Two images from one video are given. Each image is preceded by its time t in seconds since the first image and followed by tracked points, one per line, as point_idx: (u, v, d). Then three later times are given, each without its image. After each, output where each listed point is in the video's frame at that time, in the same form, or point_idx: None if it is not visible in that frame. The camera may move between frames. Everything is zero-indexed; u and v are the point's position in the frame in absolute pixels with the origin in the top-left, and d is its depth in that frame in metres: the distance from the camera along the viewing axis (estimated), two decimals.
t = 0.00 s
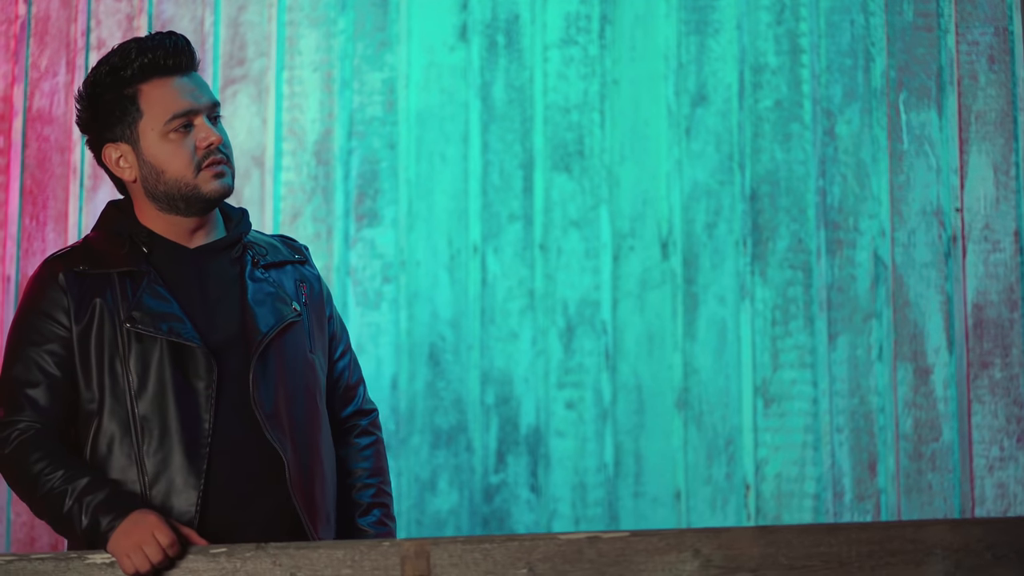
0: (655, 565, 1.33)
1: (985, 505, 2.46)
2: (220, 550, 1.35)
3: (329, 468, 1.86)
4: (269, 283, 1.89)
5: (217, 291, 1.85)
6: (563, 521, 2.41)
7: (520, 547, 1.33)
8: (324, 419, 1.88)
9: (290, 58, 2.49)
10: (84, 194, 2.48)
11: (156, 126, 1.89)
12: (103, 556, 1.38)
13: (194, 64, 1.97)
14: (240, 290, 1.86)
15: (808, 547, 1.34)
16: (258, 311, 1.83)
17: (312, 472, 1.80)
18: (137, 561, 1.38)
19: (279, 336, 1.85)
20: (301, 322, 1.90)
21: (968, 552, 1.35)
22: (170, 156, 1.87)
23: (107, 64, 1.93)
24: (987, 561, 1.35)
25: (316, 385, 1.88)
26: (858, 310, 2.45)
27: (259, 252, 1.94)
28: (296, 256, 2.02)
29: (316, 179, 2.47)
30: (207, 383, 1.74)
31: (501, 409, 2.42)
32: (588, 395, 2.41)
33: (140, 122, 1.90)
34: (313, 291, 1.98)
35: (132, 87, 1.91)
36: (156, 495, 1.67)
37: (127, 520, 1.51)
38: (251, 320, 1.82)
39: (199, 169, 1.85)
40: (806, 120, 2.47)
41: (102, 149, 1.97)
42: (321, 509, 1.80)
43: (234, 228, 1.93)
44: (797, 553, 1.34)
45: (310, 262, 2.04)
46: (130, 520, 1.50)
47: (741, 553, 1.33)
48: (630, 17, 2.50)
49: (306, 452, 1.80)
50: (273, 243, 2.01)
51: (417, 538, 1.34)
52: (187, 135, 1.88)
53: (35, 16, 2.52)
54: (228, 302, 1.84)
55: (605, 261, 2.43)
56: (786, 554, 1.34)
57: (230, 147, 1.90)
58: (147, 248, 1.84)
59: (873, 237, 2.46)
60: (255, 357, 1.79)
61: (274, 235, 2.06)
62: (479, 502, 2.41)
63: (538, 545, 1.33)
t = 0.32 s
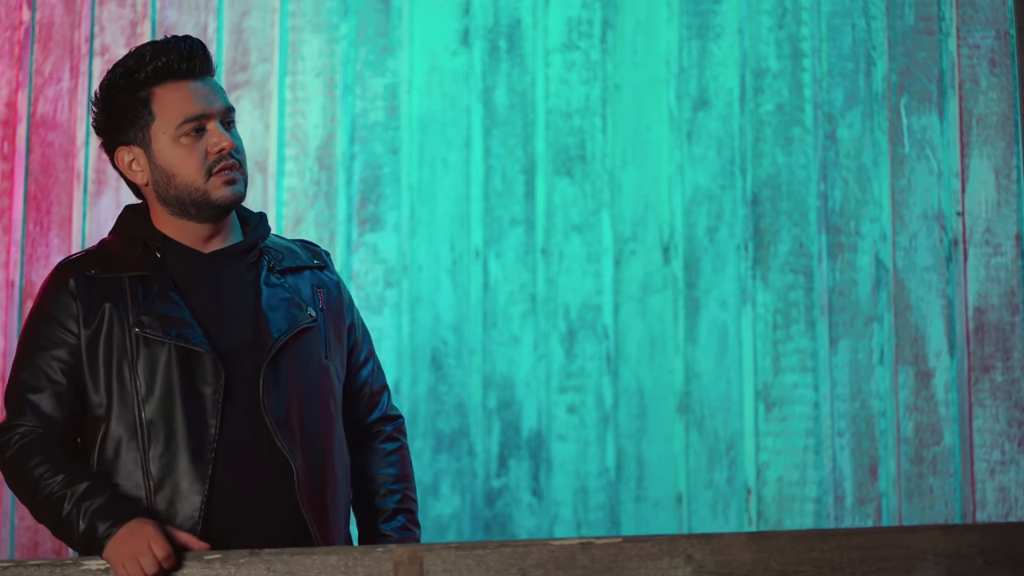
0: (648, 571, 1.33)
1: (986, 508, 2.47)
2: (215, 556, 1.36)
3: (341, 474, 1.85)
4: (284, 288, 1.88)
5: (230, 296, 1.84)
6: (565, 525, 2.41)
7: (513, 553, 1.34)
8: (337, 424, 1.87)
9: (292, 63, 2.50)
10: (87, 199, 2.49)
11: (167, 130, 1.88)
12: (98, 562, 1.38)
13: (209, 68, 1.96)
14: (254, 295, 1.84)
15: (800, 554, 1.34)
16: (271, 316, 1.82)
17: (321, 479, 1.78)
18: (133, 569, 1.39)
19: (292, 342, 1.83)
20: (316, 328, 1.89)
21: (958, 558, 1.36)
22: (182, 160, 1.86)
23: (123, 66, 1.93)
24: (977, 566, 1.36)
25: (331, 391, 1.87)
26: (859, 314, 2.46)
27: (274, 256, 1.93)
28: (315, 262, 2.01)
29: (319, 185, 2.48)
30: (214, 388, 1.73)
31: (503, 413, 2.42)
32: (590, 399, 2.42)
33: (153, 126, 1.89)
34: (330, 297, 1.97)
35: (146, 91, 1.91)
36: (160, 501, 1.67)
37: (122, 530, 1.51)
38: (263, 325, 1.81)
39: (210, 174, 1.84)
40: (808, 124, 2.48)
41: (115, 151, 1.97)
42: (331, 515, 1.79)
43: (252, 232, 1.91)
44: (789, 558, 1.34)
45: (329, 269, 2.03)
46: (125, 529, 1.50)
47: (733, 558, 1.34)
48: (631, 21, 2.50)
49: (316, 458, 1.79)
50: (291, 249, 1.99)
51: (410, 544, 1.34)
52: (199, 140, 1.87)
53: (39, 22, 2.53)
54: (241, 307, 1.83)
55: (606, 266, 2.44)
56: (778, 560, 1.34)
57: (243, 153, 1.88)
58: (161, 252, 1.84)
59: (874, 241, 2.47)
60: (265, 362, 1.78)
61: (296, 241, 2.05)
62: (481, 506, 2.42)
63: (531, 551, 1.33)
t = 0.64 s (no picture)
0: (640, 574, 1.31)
1: (984, 510, 2.49)
2: (208, 558, 1.31)
3: (384, 474, 1.78)
4: (340, 291, 1.83)
5: (281, 293, 1.79)
6: (564, 527, 2.42)
7: (505, 556, 1.30)
8: (386, 426, 1.81)
9: (293, 67, 2.51)
10: (89, 203, 2.50)
11: (219, 134, 1.83)
12: (92, 565, 1.34)
13: (271, 72, 1.88)
14: (310, 297, 1.80)
15: (790, 556, 1.33)
16: (322, 318, 1.78)
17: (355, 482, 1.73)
18: None
19: (341, 340, 1.78)
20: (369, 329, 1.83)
21: (949, 561, 1.35)
22: (231, 166, 1.81)
23: (187, 66, 1.90)
24: (967, 568, 1.36)
25: (381, 390, 1.81)
26: (858, 317, 2.47)
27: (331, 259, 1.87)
28: (379, 264, 1.95)
29: (319, 188, 2.47)
30: (250, 388, 1.69)
31: (502, 415, 2.43)
32: (589, 401, 2.43)
33: (207, 129, 1.85)
34: (388, 299, 1.89)
35: (204, 93, 1.87)
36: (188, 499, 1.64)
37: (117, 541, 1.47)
38: (312, 326, 1.76)
39: (258, 182, 1.78)
40: (807, 127, 2.49)
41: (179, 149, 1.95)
42: (365, 519, 1.73)
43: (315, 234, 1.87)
44: (780, 561, 1.33)
45: (392, 272, 1.96)
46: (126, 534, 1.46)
47: (724, 561, 1.32)
48: (631, 24, 2.51)
49: (352, 459, 1.74)
50: (354, 252, 1.94)
51: (403, 546, 1.29)
52: (249, 147, 1.81)
53: (41, 26, 2.54)
54: (290, 305, 1.78)
55: (605, 268, 2.45)
56: (769, 562, 1.33)
57: (295, 161, 1.80)
58: (215, 250, 1.80)
59: (873, 243, 2.48)
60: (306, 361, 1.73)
61: (364, 245, 1.99)
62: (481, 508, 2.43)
63: (523, 554, 1.30)
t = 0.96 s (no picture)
0: None
1: (978, 513, 2.51)
2: (200, 562, 1.30)
3: (420, 478, 1.66)
4: (391, 291, 1.70)
5: (327, 289, 1.68)
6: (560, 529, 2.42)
7: (494, 560, 1.31)
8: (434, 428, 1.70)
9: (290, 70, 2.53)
10: (86, 207, 2.51)
11: (277, 133, 1.67)
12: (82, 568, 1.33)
13: (347, 76, 1.68)
14: (359, 297, 1.68)
15: (779, 560, 1.36)
16: (368, 320, 1.66)
17: (385, 487, 1.62)
18: None
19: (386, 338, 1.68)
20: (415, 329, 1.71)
21: (937, 564, 1.39)
22: (280, 170, 1.67)
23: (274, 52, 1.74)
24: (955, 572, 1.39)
25: (427, 392, 1.69)
26: (852, 319, 2.48)
27: (386, 252, 1.73)
28: (440, 261, 1.79)
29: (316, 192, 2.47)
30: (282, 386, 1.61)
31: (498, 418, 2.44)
32: (584, 405, 2.43)
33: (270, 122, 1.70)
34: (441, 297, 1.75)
35: (274, 84, 1.70)
36: (210, 498, 1.59)
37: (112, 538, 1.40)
38: (355, 329, 1.65)
39: (301, 193, 1.65)
40: (801, 131, 2.50)
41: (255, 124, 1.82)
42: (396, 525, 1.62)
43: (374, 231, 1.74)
44: (768, 565, 1.36)
45: (455, 269, 1.80)
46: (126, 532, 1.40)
47: (713, 564, 1.35)
48: (626, 28, 2.52)
49: (383, 462, 1.63)
50: (419, 247, 1.79)
51: (393, 550, 1.30)
52: (301, 155, 1.65)
53: (39, 30, 2.55)
54: (334, 301, 1.67)
55: (601, 271, 2.45)
56: (758, 566, 1.36)
57: (346, 180, 1.65)
58: (270, 241, 1.72)
59: (867, 247, 2.49)
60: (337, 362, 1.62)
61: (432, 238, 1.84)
62: (477, 511, 2.44)
63: (513, 557, 1.32)
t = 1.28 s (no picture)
0: None
1: (975, 517, 2.53)
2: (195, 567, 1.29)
3: (458, 496, 1.57)
4: (439, 308, 1.63)
5: (372, 299, 1.60)
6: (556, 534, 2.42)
7: (490, 565, 1.32)
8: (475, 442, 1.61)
9: (288, 75, 2.53)
10: (85, 211, 2.52)
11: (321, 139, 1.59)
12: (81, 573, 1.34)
13: (399, 97, 1.59)
14: (407, 312, 1.61)
15: (774, 565, 1.37)
16: (415, 337, 1.59)
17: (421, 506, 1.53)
18: None
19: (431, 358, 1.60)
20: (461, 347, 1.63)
21: (931, 569, 1.41)
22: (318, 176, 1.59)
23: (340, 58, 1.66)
24: None
25: (471, 409, 1.61)
26: (848, 324, 2.49)
27: (436, 264, 1.66)
28: (491, 274, 1.72)
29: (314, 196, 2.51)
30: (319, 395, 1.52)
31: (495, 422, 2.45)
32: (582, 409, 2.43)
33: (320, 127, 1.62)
34: (489, 315, 1.67)
35: (330, 90, 1.62)
36: (233, 507, 1.50)
37: (109, 546, 1.34)
38: (400, 346, 1.57)
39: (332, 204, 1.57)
40: (798, 136, 2.50)
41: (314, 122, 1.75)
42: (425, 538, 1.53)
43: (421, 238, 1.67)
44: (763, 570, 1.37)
45: (504, 284, 1.72)
46: (121, 541, 1.34)
47: (708, 569, 1.36)
48: (624, 33, 2.52)
49: (420, 474, 1.55)
50: (471, 258, 1.72)
51: (388, 556, 1.31)
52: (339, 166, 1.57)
53: (38, 35, 2.56)
54: (378, 312, 1.59)
55: (597, 275, 2.45)
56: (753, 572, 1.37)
57: (379, 200, 1.57)
58: (319, 240, 1.63)
59: (863, 251, 2.49)
60: (381, 379, 1.54)
61: (485, 247, 1.77)
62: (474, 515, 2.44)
63: (508, 562, 1.33)
